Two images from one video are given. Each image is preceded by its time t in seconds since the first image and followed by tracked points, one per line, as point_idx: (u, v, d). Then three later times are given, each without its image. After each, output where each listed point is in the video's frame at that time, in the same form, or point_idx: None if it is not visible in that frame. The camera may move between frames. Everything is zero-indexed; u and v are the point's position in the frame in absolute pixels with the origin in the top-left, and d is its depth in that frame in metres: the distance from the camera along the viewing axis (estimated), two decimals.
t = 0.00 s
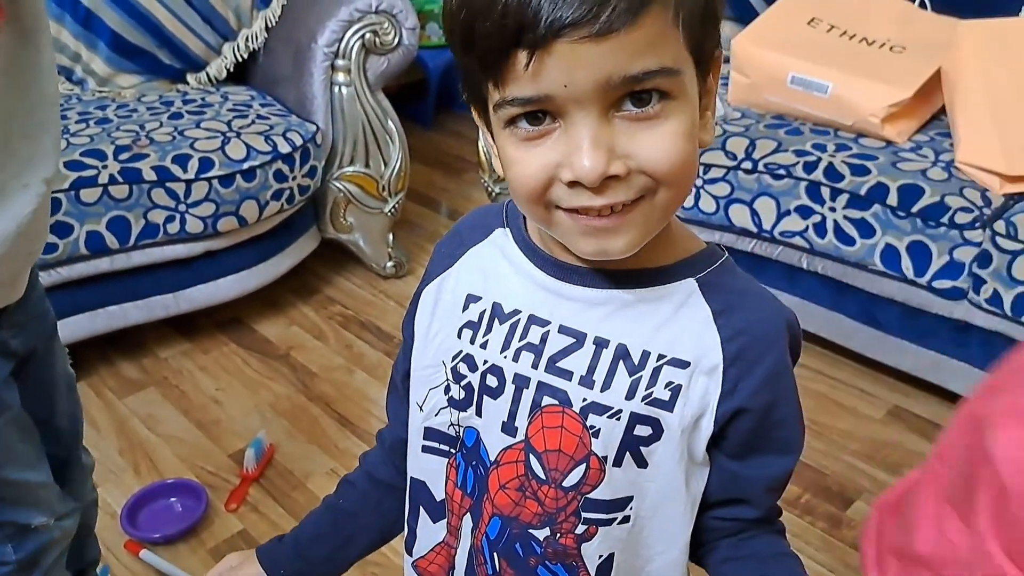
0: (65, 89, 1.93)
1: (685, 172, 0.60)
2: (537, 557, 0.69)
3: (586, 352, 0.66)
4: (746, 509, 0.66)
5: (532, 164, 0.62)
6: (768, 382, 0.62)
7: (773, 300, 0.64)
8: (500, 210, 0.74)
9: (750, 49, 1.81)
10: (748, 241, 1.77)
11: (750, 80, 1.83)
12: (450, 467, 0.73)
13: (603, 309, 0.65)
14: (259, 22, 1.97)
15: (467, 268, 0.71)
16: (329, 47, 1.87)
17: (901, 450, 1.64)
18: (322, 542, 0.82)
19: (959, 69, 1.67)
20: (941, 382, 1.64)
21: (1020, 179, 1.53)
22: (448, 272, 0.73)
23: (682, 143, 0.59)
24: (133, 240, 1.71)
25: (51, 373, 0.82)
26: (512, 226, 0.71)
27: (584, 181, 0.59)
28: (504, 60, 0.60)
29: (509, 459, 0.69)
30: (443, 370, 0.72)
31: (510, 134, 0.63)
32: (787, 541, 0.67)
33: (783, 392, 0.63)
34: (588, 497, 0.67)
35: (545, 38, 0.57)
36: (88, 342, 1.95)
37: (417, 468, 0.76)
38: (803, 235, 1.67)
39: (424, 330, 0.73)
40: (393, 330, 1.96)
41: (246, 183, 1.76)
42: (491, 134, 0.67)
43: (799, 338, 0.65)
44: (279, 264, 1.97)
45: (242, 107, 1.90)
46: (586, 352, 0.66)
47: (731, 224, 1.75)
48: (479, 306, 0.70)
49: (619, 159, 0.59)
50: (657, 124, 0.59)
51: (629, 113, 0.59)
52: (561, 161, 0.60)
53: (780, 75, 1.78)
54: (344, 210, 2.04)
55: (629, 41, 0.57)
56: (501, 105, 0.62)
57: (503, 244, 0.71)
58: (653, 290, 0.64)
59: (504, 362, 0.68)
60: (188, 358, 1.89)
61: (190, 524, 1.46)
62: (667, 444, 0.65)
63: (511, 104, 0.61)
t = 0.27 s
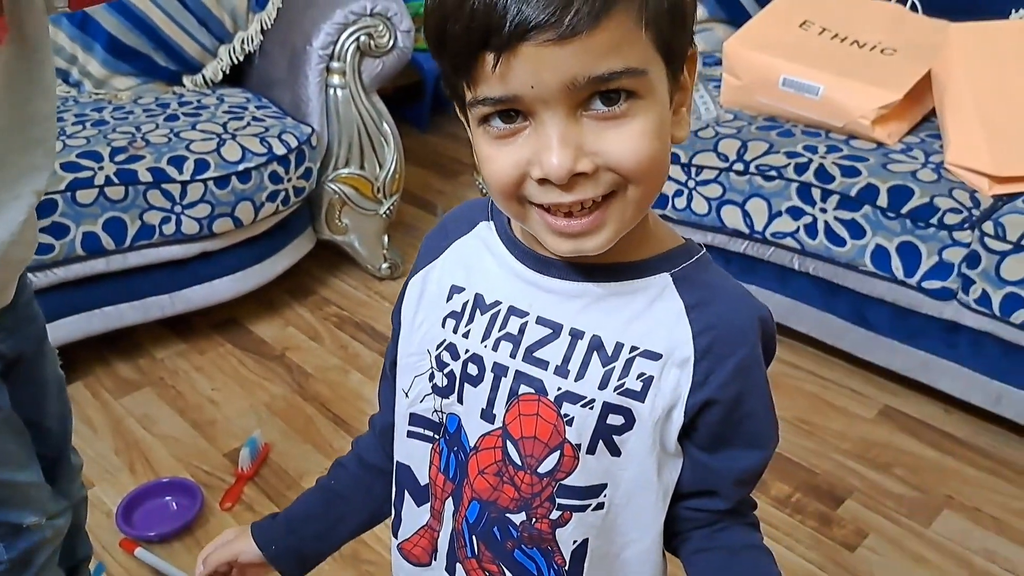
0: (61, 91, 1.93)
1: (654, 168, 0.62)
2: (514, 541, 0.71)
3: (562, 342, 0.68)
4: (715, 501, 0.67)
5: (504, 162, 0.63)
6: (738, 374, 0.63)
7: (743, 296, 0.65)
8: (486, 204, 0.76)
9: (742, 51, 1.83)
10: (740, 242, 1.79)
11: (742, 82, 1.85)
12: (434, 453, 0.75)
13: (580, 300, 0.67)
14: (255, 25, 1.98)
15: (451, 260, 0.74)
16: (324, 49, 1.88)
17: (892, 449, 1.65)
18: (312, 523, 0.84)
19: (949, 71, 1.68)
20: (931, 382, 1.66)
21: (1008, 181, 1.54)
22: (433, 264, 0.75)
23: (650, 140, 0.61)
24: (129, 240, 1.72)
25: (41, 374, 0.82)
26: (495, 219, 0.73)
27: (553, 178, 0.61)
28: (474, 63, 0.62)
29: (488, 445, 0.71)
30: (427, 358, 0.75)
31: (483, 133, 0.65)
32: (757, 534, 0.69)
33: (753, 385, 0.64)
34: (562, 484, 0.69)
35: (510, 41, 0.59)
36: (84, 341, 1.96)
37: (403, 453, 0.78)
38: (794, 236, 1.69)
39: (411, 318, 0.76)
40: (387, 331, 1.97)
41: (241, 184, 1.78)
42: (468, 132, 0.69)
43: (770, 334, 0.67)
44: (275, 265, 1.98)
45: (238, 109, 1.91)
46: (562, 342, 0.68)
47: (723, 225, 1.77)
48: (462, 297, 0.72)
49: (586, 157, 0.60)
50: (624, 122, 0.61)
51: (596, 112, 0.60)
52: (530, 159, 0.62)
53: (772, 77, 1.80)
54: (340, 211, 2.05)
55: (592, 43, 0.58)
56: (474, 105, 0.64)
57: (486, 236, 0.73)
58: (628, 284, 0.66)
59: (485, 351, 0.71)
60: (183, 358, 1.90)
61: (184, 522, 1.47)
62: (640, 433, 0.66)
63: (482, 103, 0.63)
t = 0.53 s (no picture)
0: (60, 92, 1.95)
1: (635, 165, 0.63)
2: (499, 528, 0.73)
3: (546, 334, 0.69)
4: (694, 489, 0.69)
5: (489, 157, 0.64)
6: (715, 367, 0.65)
7: (722, 292, 0.67)
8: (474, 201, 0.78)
9: (736, 53, 1.85)
10: (734, 243, 1.80)
11: (737, 84, 1.86)
12: (423, 442, 0.77)
13: (563, 294, 0.69)
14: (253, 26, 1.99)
15: (440, 254, 0.76)
16: (321, 50, 1.89)
17: (885, 448, 1.66)
18: (303, 511, 0.85)
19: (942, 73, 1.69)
20: (924, 382, 1.67)
21: (1001, 182, 1.55)
22: (422, 259, 0.77)
23: (632, 139, 0.62)
24: (127, 240, 1.73)
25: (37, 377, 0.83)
26: (482, 215, 0.75)
27: (537, 174, 0.62)
28: (461, 60, 0.63)
29: (474, 434, 0.72)
30: (417, 349, 0.76)
31: (469, 128, 0.66)
32: (735, 522, 0.70)
33: (730, 377, 0.66)
34: (546, 472, 0.70)
35: (497, 40, 0.59)
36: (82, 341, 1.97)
37: (394, 442, 0.79)
38: (787, 237, 1.70)
39: (400, 311, 0.78)
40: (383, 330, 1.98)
41: (239, 185, 1.79)
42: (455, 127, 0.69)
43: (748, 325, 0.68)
44: (271, 265, 1.98)
45: (235, 110, 1.92)
46: (546, 334, 0.69)
47: (718, 226, 1.79)
48: (449, 290, 0.74)
49: (570, 154, 0.62)
50: (606, 121, 0.62)
51: (580, 111, 0.61)
52: (515, 155, 0.63)
53: (766, 79, 1.81)
54: (337, 212, 2.06)
55: (577, 43, 0.59)
56: (460, 101, 0.65)
57: (474, 231, 0.75)
58: (610, 277, 0.67)
59: (471, 343, 0.72)
60: (181, 358, 1.91)
61: (181, 520, 1.48)
62: (621, 423, 0.67)
63: (469, 100, 0.64)
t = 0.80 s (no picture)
0: (60, 95, 1.96)
1: (619, 174, 0.64)
2: (481, 524, 0.74)
3: (530, 334, 0.70)
4: (673, 488, 0.70)
5: (479, 164, 0.65)
6: (694, 368, 0.66)
7: (703, 296, 0.68)
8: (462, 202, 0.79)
9: (733, 57, 1.85)
10: (730, 246, 1.81)
11: (733, 88, 1.87)
12: (410, 438, 0.78)
13: (547, 295, 0.70)
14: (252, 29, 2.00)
15: (430, 253, 0.77)
16: (320, 54, 1.90)
17: (879, 451, 1.67)
18: (291, 505, 0.86)
19: (937, 77, 1.70)
20: (919, 386, 1.67)
21: (995, 187, 1.56)
22: (410, 259, 0.78)
23: (617, 149, 0.63)
24: (126, 243, 1.74)
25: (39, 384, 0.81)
26: (469, 216, 0.76)
27: (524, 182, 0.63)
28: (453, 70, 0.64)
29: (459, 432, 0.73)
30: (405, 348, 0.77)
31: (460, 135, 0.67)
32: (713, 521, 0.71)
33: (709, 378, 0.67)
34: (528, 470, 0.71)
35: (490, 51, 0.60)
36: (81, 342, 1.98)
37: (381, 439, 0.80)
38: (783, 240, 1.71)
39: (389, 310, 0.78)
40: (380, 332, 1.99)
41: (237, 187, 1.80)
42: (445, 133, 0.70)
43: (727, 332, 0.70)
44: (269, 268, 1.99)
45: (234, 113, 1.93)
46: (530, 334, 0.70)
47: (713, 229, 1.79)
48: (437, 290, 0.75)
49: (557, 164, 0.63)
50: (593, 133, 0.63)
51: (568, 123, 0.62)
52: (504, 163, 0.64)
53: (762, 83, 1.82)
54: (335, 214, 2.07)
55: (568, 57, 0.60)
56: (452, 108, 0.66)
57: (460, 232, 0.76)
58: (593, 279, 0.69)
59: (457, 342, 0.73)
60: (179, 359, 1.92)
61: (179, 521, 1.49)
62: (601, 423, 0.69)
63: (460, 108, 0.65)
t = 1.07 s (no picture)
0: (59, 97, 1.96)
1: (608, 177, 0.65)
2: (470, 527, 0.74)
3: (517, 341, 0.71)
4: (657, 490, 0.72)
5: (471, 164, 0.66)
6: (678, 374, 0.67)
7: (686, 301, 0.69)
8: (447, 208, 0.80)
9: (730, 62, 1.86)
10: (727, 250, 1.82)
11: (731, 93, 1.88)
12: (400, 442, 0.78)
13: (534, 302, 0.71)
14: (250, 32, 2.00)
15: (417, 259, 0.77)
16: (319, 57, 1.91)
17: (876, 455, 1.68)
18: (285, 506, 0.87)
19: (933, 83, 1.71)
20: (915, 390, 1.68)
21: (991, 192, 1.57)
22: (397, 265, 0.78)
23: (607, 152, 0.64)
24: (125, 246, 1.74)
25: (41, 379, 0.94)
26: (456, 222, 0.76)
27: (516, 181, 0.64)
28: (447, 69, 0.64)
29: (447, 437, 0.74)
30: (395, 353, 0.78)
31: (452, 135, 0.67)
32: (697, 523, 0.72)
33: (693, 383, 0.68)
34: (515, 474, 0.72)
35: (485, 51, 0.61)
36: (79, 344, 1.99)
37: (371, 443, 0.81)
38: (779, 244, 1.71)
39: (378, 316, 0.79)
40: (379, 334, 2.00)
41: (236, 191, 1.80)
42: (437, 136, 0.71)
43: (710, 340, 0.71)
44: (267, 270, 1.99)
45: (233, 116, 1.94)
46: (517, 341, 0.71)
47: (710, 233, 1.80)
48: (425, 296, 0.75)
49: (548, 164, 0.64)
50: (584, 135, 0.64)
51: (559, 124, 0.63)
52: (496, 163, 0.65)
53: (759, 88, 1.82)
54: (333, 217, 2.07)
55: (560, 58, 0.61)
56: (445, 108, 0.66)
57: (448, 239, 0.76)
58: (579, 287, 0.70)
59: (446, 348, 0.74)
60: (178, 362, 1.92)
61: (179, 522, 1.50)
62: (586, 428, 0.70)
63: (453, 107, 0.65)
